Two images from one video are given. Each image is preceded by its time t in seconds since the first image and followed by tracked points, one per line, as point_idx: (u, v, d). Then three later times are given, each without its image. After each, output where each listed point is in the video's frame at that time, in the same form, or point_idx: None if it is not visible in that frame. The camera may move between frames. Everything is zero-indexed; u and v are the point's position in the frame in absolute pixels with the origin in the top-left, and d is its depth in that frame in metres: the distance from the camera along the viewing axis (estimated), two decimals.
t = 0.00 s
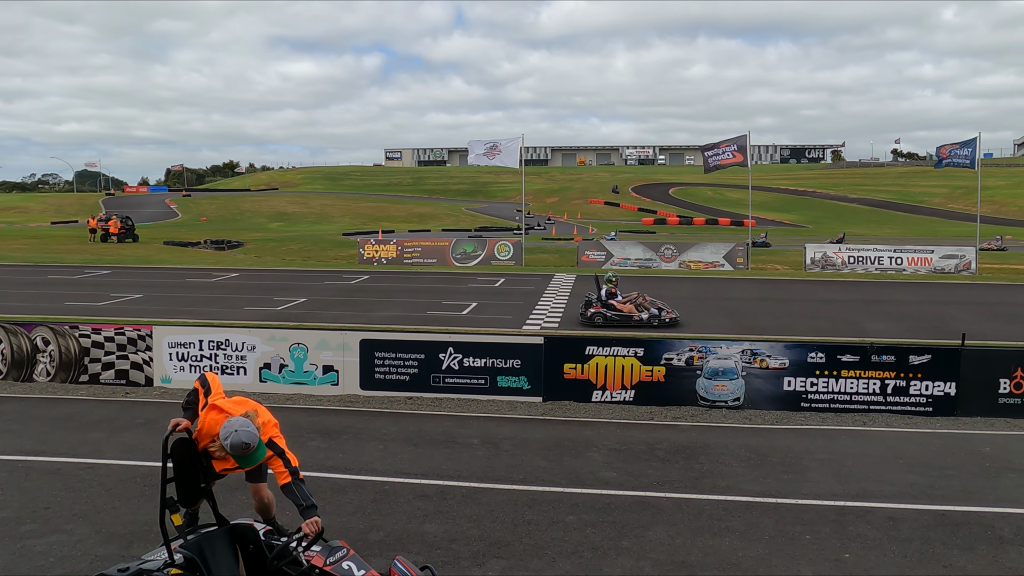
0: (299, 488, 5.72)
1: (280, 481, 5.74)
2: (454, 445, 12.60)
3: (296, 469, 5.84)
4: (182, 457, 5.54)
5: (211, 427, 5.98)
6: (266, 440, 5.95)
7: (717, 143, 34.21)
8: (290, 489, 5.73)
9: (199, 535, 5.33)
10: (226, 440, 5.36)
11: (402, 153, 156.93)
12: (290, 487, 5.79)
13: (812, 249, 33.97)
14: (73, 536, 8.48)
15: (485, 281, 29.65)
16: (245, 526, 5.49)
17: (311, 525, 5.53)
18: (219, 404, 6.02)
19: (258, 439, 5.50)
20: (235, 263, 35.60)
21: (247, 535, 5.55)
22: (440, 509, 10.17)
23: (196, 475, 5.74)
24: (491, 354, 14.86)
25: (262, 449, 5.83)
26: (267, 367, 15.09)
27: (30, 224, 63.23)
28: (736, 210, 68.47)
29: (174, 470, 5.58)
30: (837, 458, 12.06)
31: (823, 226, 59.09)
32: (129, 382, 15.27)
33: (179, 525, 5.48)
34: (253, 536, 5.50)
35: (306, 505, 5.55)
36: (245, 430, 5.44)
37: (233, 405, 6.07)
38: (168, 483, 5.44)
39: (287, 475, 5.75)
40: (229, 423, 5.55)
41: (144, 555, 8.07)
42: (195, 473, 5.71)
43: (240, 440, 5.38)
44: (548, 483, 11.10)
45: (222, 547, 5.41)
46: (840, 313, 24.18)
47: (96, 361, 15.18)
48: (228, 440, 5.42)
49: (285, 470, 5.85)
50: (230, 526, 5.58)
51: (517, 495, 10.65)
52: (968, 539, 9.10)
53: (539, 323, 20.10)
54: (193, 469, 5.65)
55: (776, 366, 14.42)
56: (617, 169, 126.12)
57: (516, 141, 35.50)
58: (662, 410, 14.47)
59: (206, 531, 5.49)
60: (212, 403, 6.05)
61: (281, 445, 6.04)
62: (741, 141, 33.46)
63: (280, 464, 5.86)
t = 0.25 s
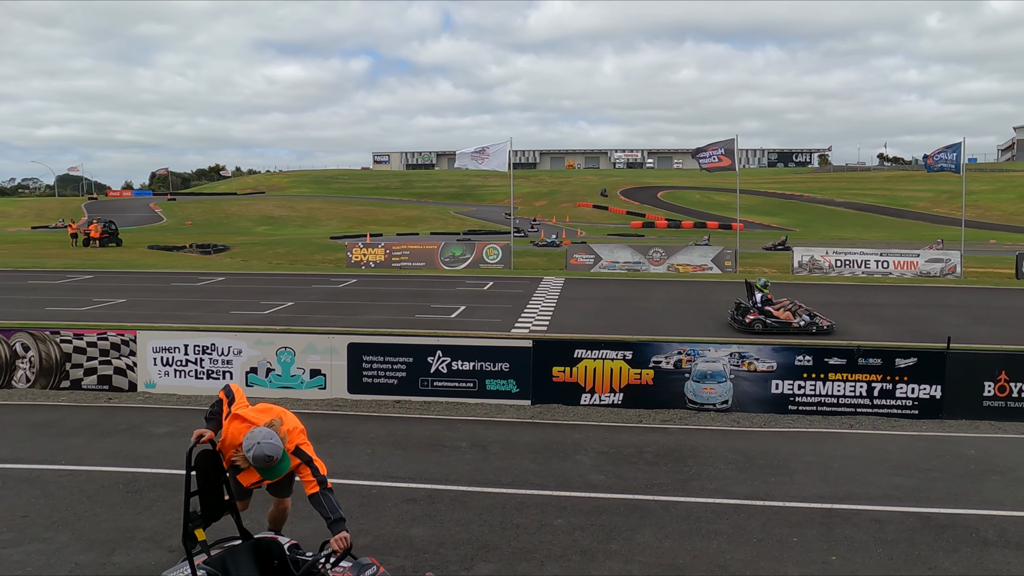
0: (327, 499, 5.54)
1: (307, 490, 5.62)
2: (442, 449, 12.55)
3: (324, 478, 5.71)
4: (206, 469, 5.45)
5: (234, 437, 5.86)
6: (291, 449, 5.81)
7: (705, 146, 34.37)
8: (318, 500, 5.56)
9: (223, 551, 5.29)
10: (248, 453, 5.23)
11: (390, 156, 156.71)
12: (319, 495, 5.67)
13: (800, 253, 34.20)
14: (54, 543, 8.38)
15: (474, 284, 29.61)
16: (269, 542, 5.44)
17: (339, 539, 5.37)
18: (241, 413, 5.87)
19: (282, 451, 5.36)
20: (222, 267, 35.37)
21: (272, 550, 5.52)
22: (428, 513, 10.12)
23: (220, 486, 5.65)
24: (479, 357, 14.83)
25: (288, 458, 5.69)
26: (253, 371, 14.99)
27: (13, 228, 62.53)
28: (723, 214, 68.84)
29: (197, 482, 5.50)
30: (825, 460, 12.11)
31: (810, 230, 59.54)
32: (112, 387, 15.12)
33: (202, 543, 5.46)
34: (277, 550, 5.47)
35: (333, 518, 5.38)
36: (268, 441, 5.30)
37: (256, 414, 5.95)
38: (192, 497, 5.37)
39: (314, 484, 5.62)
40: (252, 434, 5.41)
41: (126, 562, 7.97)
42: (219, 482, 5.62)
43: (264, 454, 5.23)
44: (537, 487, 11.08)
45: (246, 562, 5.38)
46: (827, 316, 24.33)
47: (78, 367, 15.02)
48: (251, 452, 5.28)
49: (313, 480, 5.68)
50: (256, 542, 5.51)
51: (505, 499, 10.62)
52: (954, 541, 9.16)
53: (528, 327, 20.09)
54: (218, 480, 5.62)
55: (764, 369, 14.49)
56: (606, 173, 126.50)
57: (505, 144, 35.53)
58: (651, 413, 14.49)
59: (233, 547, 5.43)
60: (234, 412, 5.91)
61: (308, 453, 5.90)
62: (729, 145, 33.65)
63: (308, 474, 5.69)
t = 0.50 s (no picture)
0: (370, 512, 5.42)
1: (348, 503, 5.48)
2: (437, 449, 12.53)
3: (365, 491, 5.57)
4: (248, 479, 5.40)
5: (273, 445, 5.78)
6: (331, 459, 5.66)
7: (699, 146, 34.43)
8: (360, 514, 5.44)
9: (263, 561, 5.20)
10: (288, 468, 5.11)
11: (384, 156, 156.58)
12: (361, 508, 5.53)
13: (794, 252, 34.29)
14: (48, 545, 8.35)
15: (469, 284, 29.59)
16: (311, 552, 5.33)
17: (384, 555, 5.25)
18: (280, 420, 5.80)
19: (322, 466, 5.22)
20: (215, 266, 35.27)
21: (314, 562, 5.42)
22: (424, 513, 10.10)
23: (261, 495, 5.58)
24: (474, 357, 14.84)
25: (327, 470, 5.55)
26: (248, 371, 14.95)
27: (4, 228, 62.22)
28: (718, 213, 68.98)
29: (238, 491, 5.46)
30: (819, 459, 12.16)
31: (805, 229, 59.69)
32: (106, 388, 15.07)
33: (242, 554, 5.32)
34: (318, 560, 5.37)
35: (377, 532, 5.25)
36: (308, 456, 5.15)
37: (296, 423, 5.80)
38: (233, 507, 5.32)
39: (355, 497, 5.48)
40: (292, 447, 5.28)
41: (121, 563, 7.94)
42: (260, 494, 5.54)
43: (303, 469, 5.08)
44: (532, 486, 11.09)
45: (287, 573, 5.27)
46: (822, 315, 24.40)
47: (72, 367, 14.97)
48: (291, 466, 5.16)
49: (354, 492, 5.55)
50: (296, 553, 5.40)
51: (500, 499, 10.63)
52: (947, 539, 9.21)
53: (522, 327, 20.10)
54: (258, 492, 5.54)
55: (758, 368, 14.53)
56: (600, 173, 126.59)
57: (499, 144, 35.54)
58: (646, 413, 14.52)
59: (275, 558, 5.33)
60: (273, 420, 5.82)
61: (348, 464, 5.76)
62: (724, 144, 33.73)
63: (349, 486, 5.56)
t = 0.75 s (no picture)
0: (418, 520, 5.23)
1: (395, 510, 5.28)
2: (436, 450, 12.51)
3: (413, 497, 5.34)
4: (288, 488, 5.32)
5: (314, 450, 5.51)
6: (375, 464, 5.46)
7: (698, 146, 34.45)
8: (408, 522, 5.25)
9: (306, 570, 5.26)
10: (328, 469, 4.82)
11: (381, 157, 156.55)
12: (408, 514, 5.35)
13: (793, 252, 34.30)
14: (47, 546, 8.35)
15: (467, 285, 29.59)
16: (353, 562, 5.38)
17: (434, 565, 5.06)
18: (320, 423, 5.52)
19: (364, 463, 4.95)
20: (213, 267, 35.25)
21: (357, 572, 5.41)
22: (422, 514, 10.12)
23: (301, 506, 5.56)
24: (472, 358, 14.85)
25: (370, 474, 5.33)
26: (246, 372, 14.96)
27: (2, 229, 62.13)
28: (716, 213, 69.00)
29: (281, 500, 5.54)
30: (817, 459, 12.19)
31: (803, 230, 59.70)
32: (105, 388, 15.07)
33: (284, 563, 5.43)
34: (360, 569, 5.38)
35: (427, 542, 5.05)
36: (349, 458, 4.85)
37: (336, 426, 5.52)
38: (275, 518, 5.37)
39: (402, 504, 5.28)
40: (332, 448, 5.02)
41: (120, 564, 7.95)
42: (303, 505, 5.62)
43: (343, 469, 4.81)
44: (531, 487, 11.10)
45: None
46: (820, 315, 24.41)
47: (71, 368, 14.96)
48: (331, 467, 4.88)
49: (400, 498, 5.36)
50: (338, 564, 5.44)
51: (499, 499, 10.65)
52: (946, 538, 9.23)
53: (521, 327, 20.12)
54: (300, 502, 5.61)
55: (757, 368, 14.54)
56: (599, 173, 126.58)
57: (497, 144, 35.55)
58: (644, 413, 14.53)
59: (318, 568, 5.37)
60: (313, 423, 5.54)
61: (394, 467, 5.53)
62: (722, 145, 33.76)
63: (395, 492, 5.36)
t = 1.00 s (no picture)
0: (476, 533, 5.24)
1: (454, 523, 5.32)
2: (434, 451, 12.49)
3: (470, 511, 5.37)
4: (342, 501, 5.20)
5: (369, 463, 5.52)
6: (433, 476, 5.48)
7: (695, 147, 34.50)
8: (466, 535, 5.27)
9: None
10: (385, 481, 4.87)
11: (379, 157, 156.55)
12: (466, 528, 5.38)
13: (790, 252, 34.33)
14: (47, 547, 8.36)
15: (465, 285, 29.61)
16: None
17: None
18: (373, 436, 5.53)
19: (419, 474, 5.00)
20: (211, 268, 35.25)
21: None
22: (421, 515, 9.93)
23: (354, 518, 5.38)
24: (470, 358, 14.86)
25: (430, 487, 5.31)
26: (245, 372, 14.97)
27: None
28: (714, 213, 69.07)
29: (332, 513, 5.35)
30: (816, 459, 12.22)
31: (801, 230, 59.77)
32: (104, 389, 15.06)
33: None
34: None
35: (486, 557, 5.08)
36: (404, 470, 4.91)
37: (389, 437, 5.53)
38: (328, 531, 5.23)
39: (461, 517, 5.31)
40: (386, 459, 5.08)
41: (120, 565, 7.97)
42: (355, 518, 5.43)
43: (399, 480, 4.87)
44: (529, 487, 11.11)
45: None
46: (818, 315, 24.46)
47: (70, 369, 14.96)
48: (387, 479, 4.94)
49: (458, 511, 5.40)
50: None
51: (497, 500, 10.63)
52: (945, 538, 9.26)
53: (519, 327, 20.14)
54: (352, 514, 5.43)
55: (755, 368, 14.57)
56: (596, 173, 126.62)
57: (495, 145, 35.57)
58: (642, 413, 14.55)
59: None
60: (366, 437, 5.56)
61: (451, 479, 5.55)
62: (720, 145, 33.80)
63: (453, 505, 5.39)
